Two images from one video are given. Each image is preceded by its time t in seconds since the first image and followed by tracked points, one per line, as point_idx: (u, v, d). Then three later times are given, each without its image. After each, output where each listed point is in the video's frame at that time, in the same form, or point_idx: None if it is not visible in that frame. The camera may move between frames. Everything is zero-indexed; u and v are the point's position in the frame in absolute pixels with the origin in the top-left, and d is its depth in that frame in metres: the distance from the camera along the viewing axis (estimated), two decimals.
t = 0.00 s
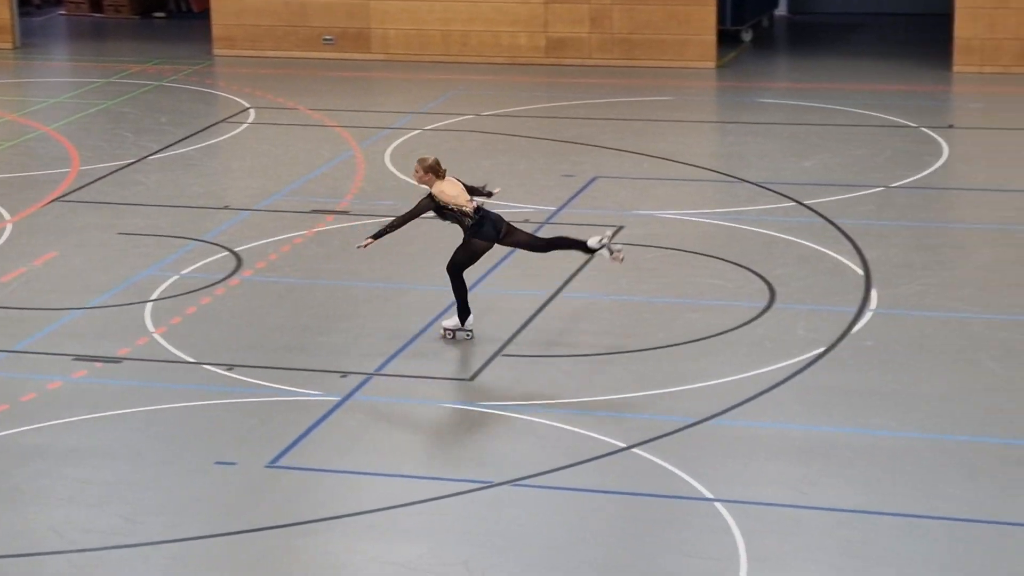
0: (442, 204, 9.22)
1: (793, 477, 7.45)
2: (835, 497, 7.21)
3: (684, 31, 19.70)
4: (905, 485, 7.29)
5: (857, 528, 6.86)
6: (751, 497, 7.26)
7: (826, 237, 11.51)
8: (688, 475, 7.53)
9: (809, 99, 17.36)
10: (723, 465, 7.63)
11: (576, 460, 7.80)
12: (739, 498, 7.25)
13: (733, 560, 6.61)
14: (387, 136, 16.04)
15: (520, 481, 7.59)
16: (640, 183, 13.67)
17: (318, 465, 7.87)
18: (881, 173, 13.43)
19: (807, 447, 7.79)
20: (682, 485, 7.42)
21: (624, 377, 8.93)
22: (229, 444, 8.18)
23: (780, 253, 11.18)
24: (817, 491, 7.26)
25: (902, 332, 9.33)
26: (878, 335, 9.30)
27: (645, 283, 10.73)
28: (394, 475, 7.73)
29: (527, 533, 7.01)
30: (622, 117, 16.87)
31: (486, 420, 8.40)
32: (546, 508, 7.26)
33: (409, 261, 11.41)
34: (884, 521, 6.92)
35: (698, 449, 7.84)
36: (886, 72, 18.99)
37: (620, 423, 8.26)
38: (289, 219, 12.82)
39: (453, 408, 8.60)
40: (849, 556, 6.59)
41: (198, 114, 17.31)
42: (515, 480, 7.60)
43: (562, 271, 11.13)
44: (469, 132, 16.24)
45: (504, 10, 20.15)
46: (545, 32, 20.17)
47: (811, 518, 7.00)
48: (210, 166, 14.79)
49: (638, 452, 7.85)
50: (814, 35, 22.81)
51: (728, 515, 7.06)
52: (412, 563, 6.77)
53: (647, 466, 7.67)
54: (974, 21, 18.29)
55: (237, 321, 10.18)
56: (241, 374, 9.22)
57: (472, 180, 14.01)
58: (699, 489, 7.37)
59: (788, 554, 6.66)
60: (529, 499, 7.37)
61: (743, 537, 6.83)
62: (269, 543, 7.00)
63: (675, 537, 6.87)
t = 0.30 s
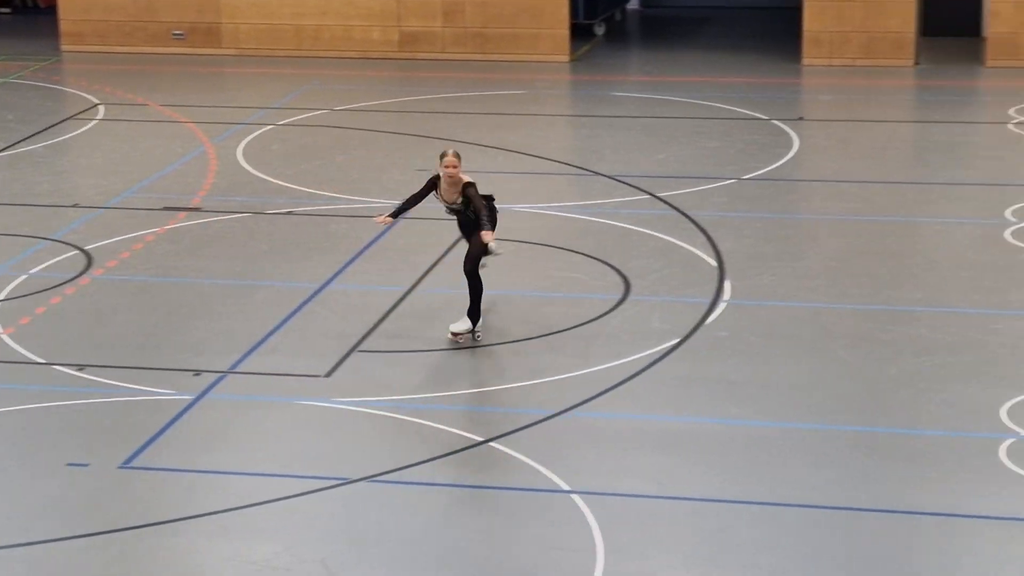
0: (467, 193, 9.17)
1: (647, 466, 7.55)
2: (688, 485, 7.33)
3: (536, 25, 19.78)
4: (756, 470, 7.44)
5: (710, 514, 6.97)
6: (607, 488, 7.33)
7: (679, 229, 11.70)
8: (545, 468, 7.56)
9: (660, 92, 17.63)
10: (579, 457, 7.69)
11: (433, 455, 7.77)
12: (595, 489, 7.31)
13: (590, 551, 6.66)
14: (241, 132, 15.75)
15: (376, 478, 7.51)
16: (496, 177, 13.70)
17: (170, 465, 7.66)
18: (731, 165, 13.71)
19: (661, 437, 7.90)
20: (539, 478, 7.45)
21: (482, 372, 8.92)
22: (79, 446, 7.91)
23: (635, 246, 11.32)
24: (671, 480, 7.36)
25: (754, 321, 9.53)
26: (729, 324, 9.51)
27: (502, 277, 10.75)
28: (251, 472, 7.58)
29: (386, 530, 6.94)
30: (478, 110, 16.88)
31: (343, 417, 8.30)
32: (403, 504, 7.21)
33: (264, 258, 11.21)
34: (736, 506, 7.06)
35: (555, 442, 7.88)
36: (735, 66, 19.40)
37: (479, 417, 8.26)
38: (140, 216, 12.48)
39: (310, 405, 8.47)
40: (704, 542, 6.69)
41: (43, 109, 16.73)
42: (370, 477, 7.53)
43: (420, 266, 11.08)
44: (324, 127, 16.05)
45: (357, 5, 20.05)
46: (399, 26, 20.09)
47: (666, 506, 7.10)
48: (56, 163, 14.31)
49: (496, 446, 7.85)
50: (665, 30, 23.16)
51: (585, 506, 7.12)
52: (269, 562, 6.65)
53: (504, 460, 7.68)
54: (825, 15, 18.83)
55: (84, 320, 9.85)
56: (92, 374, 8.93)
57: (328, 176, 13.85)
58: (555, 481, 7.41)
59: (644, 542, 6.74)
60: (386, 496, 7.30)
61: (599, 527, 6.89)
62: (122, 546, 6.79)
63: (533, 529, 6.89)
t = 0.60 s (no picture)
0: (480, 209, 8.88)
1: (503, 466, 7.44)
2: (544, 484, 7.23)
3: (388, 26, 19.58)
4: (611, 467, 7.38)
5: (566, 513, 6.89)
6: (462, 489, 7.19)
7: (531, 229, 11.65)
8: (400, 470, 7.39)
9: (513, 93, 17.62)
10: (435, 459, 7.53)
11: (288, 458, 7.54)
12: (451, 491, 7.16)
13: (446, 553, 6.51)
14: (84, 134, 15.20)
15: (229, 483, 7.25)
16: (348, 178, 13.47)
17: (19, 474, 7.30)
18: (583, 166, 13.75)
19: (518, 437, 7.79)
20: (394, 480, 7.27)
21: (335, 375, 8.70)
22: None
23: (489, 247, 11.24)
24: (526, 481, 7.26)
25: (608, 320, 9.52)
26: (582, 323, 9.48)
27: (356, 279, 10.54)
28: (97, 480, 7.25)
29: (236, 536, 6.70)
30: (330, 111, 16.61)
31: (193, 422, 8.00)
32: (255, 509, 6.97)
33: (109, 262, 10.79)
34: (592, 504, 6.98)
35: (410, 444, 7.71)
36: (587, 67, 19.52)
37: (331, 420, 8.05)
38: None
39: (160, 410, 8.15)
40: (556, 542, 6.61)
41: None
42: (223, 481, 7.27)
43: (271, 268, 10.80)
44: (171, 129, 15.60)
45: (206, 5, 19.68)
46: (249, 27, 19.76)
47: (523, 506, 6.99)
48: None
49: (349, 448, 7.65)
50: (518, 31, 23.22)
51: (440, 508, 6.97)
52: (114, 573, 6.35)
53: (358, 462, 7.48)
54: (673, 16, 19.14)
55: None
56: None
57: (175, 179, 13.44)
58: (410, 483, 7.25)
59: (499, 542, 6.62)
60: (238, 500, 7.05)
61: (456, 528, 6.75)
62: None
63: (389, 532, 6.71)
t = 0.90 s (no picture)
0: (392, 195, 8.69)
1: (361, 474, 7.24)
2: (402, 491, 7.04)
3: (241, 32, 19.15)
4: (471, 473, 7.24)
5: (425, 519, 6.72)
6: (319, 498, 6.97)
7: (388, 236, 11.46)
8: (256, 480, 7.14)
9: (370, 99, 17.40)
10: (292, 467, 7.30)
11: (141, 470, 7.26)
12: (308, 499, 6.94)
13: (303, 561, 6.30)
14: None
15: (82, 495, 6.97)
16: (200, 185, 13.08)
17: None
18: (438, 171, 13.60)
19: (377, 444, 7.60)
20: (250, 490, 7.03)
21: (187, 384, 8.38)
22: None
23: (345, 253, 11.01)
24: (384, 488, 7.07)
25: (465, 326, 9.39)
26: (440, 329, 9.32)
27: (208, 287, 10.20)
28: None
29: (88, 548, 6.43)
30: (182, 118, 16.16)
31: (41, 435, 7.65)
32: (107, 521, 6.68)
33: None
34: (452, 510, 6.82)
35: (267, 453, 7.47)
36: (444, 73, 19.40)
37: (182, 430, 7.75)
38: None
39: (7, 423, 7.80)
40: (413, 548, 6.43)
41: None
42: (75, 494, 6.98)
43: (119, 276, 10.39)
44: (14, 136, 14.98)
45: (52, 10, 19.07)
46: (97, 33, 19.18)
47: (381, 513, 6.80)
48: None
49: (204, 459, 7.38)
50: (375, 38, 23.01)
51: (298, 517, 6.75)
52: None
53: (213, 473, 7.22)
54: (527, 22, 19.24)
55: None
56: None
57: (17, 187, 12.88)
58: (266, 493, 7.01)
59: (356, 549, 6.42)
60: (89, 513, 6.76)
61: (313, 537, 6.54)
62: None
63: (245, 543, 6.48)
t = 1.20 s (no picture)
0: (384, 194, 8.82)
1: (238, 481, 7.11)
2: (280, 498, 6.93)
3: (113, 37, 18.73)
4: (349, 478, 7.15)
5: (303, 525, 6.63)
6: (195, 507, 6.83)
7: (264, 242, 11.27)
8: (132, 490, 6.99)
9: (246, 104, 17.13)
10: (168, 476, 7.15)
11: (13, 481, 7.06)
12: (184, 509, 6.81)
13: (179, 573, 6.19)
14: None
15: None
16: (71, 193, 12.72)
17: None
18: (313, 177, 13.43)
19: (255, 450, 7.47)
20: (126, 500, 6.88)
21: (58, 395, 8.15)
22: None
23: (220, 259, 10.80)
24: (261, 495, 6.95)
25: (343, 333, 9.26)
26: (318, 336, 9.19)
27: (78, 296, 9.92)
28: None
29: None
30: (52, 124, 15.71)
31: None
32: None
33: None
34: (330, 516, 6.74)
35: (143, 462, 7.31)
36: (321, 78, 19.20)
37: (53, 442, 7.52)
38: None
39: None
40: (290, 557, 6.34)
41: None
42: None
43: None
44: None
45: None
46: None
47: (258, 521, 6.69)
48: None
49: (79, 469, 7.21)
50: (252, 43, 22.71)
51: (174, 527, 6.62)
52: None
53: (88, 483, 7.05)
54: (403, 27, 19.17)
55: None
56: None
57: None
58: (141, 503, 6.86)
59: (232, 560, 6.32)
60: None
61: (189, 548, 6.42)
62: None
63: (119, 556, 6.34)
